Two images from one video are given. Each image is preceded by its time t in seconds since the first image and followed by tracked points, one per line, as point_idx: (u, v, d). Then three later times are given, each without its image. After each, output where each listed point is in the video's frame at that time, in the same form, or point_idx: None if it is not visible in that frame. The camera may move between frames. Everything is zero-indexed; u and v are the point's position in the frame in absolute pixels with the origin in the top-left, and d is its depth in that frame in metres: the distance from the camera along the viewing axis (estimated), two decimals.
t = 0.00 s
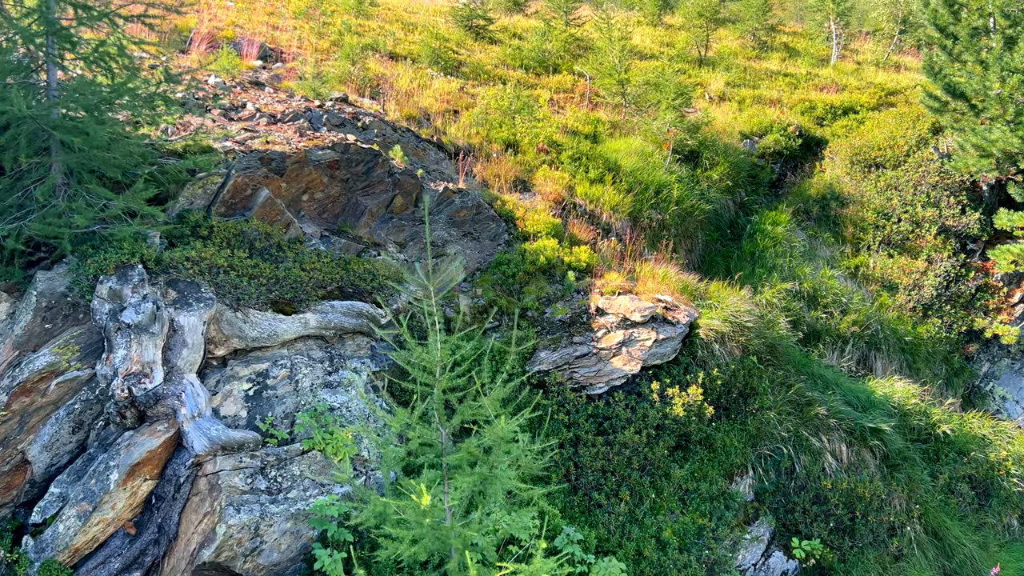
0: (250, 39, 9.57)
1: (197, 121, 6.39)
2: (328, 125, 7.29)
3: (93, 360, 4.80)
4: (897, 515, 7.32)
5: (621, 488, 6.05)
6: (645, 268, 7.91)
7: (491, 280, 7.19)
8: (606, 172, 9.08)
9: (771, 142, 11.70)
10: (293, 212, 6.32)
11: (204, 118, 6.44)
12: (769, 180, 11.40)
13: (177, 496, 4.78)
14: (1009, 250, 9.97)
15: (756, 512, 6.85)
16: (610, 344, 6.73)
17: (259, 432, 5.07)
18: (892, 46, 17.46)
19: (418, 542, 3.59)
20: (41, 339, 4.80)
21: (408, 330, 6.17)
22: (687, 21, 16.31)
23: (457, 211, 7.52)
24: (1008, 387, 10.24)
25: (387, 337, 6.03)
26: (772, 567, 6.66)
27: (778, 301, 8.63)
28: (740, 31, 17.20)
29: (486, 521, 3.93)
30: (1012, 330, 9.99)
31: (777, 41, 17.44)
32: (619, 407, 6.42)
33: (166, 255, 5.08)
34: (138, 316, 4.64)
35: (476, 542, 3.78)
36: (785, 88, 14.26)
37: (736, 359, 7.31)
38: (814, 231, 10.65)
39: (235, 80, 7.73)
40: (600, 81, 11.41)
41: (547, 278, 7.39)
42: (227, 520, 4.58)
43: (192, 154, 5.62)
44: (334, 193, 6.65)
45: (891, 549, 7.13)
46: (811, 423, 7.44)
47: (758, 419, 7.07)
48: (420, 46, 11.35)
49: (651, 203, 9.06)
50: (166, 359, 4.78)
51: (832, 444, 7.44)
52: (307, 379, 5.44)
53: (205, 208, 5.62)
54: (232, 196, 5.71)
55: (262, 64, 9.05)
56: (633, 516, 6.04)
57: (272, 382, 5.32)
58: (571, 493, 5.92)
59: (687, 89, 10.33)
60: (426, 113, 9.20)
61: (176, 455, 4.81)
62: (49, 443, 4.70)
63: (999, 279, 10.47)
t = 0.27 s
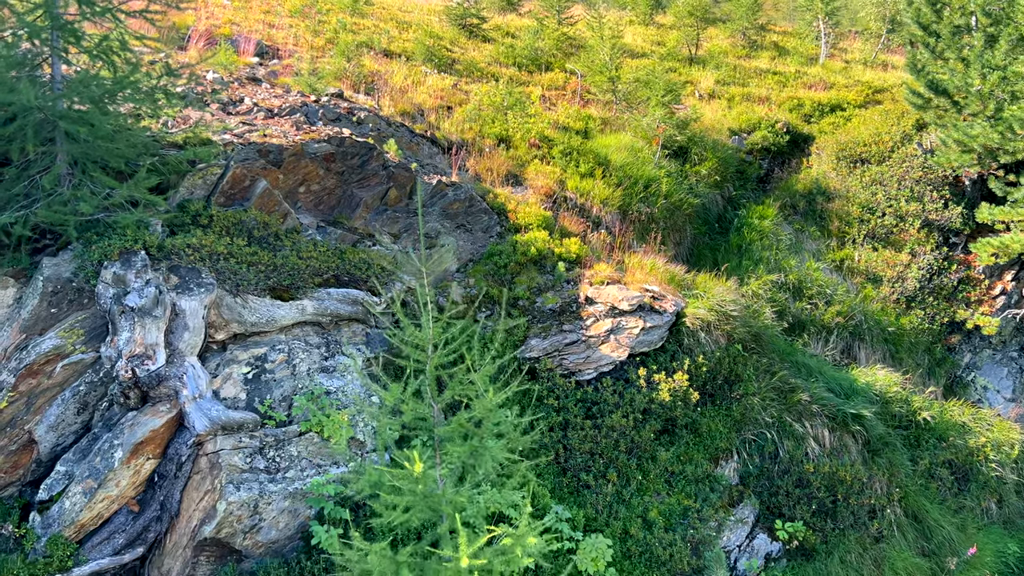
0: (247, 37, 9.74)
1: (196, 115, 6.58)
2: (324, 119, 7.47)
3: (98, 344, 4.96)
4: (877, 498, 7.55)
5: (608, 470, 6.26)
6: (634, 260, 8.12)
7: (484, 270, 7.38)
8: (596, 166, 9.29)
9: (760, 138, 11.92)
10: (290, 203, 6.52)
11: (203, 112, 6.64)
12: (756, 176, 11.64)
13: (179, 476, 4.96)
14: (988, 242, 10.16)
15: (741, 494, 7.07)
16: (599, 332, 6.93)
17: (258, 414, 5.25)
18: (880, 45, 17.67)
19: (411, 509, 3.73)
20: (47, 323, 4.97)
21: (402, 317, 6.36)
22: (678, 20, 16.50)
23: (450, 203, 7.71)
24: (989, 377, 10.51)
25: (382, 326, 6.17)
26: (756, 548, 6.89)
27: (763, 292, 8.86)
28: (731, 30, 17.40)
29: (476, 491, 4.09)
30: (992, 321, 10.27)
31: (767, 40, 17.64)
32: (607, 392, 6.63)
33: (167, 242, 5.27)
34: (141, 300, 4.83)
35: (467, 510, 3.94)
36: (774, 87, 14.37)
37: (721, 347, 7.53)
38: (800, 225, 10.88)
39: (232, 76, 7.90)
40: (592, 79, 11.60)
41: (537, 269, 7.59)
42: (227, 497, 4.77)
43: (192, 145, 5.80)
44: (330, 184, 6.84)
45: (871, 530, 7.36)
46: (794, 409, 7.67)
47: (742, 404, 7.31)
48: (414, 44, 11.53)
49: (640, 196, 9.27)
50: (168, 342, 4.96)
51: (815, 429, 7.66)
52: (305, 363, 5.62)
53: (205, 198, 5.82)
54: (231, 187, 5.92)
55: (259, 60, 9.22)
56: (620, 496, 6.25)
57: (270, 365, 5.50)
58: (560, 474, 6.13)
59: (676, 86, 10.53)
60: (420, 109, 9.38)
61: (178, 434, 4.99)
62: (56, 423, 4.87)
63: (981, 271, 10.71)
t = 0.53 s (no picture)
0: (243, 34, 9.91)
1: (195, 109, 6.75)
2: (319, 114, 7.64)
3: (101, 328, 5.16)
4: (859, 483, 7.77)
5: (596, 453, 6.47)
6: (623, 251, 8.33)
7: (476, 261, 7.57)
8: (586, 161, 9.50)
9: (748, 135, 12.13)
10: (287, 194, 6.69)
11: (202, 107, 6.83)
12: (744, 172, 11.87)
13: (180, 455, 5.15)
14: (970, 236, 10.32)
15: (726, 479, 7.27)
16: (587, 320, 7.15)
17: (256, 396, 5.43)
18: (869, 44, 17.90)
19: (402, 478, 3.95)
20: (52, 308, 5.14)
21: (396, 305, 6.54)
22: (669, 20, 16.70)
23: (443, 196, 7.90)
24: (970, 367, 10.80)
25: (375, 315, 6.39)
26: (741, 530, 7.09)
27: (749, 284, 9.08)
28: (721, 29, 17.61)
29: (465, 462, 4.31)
30: (973, 313, 10.32)
31: (757, 40, 17.86)
32: (595, 379, 6.84)
33: (168, 230, 5.45)
34: (144, 285, 5.01)
35: (456, 479, 4.17)
36: (763, 88, 14.28)
37: (707, 336, 7.76)
38: (787, 220, 11.15)
39: (230, 72, 8.06)
40: (583, 76, 11.80)
41: (528, 260, 7.78)
42: (226, 476, 4.94)
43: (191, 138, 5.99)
44: (326, 177, 7.01)
45: (852, 513, 7.59)
46: (778, 396, 7.90)
47: (727, 391, 7.53)
48: (408, 41, 11.70)
49: (629, 190, 9.48)
50: (169, 326, 5.14)
51: (798, 416, 7.89)
52: (301, 348, 5.80)
53: (204, 188, 6.00)
54: (229, 178, 6.09)
55: (255, 57, 9.39)
56: (607, 478, 6.46)
57: (268, 350, 5.68)
58: (550, 457, 6.34)
59: (665, 83, 10.73)
60: (414, 105, 9.56)
61: (179, 416, 5.17)
62: (60, 405, 5.04)
63: (963, 265, 10.98)
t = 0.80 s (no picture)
0: (239, 31, 10.07)
1: (193, 103, 6.92)
2: (315, 108, 7.80)
3: (103, 314, 5.33)
4: (840, 468, 7.99)
5: (583, 437, 6.67)
6: (611, 244, 8.53)
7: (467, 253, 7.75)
8: (576, 156, 9.70)
9: (736, 132, 12.36)
10: (283, 186, 6.88)
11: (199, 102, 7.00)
12: (731, 169, 12.12)
13: (180, 436, 5.34)
14: (951, 229, 10.53)
15: (711, 464, 7.48)
16: (576, 310, 7.36)
17: (253, 380, 5.62)
18: (857, 44, 18.14)
19: (394, 452, 4.17)
20: (55, 294, 5.31)
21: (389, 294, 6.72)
22: (660, 19, 16.92)
23: (436, 189, 8.08)
24: (952, 358, 11.07)
25: (369, 303, 6.57)
26: (725, 514, 7.28)
27: (735, 276, 9.31)
28: (712, 29, 17.83)
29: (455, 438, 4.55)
30: (954, 304, 10.42)
31: (746, 39, 18.09)
32: (583, 366, 7.05)
33: (168, 219, 5.65)
34: (145, 271, 5.20)
35: (446, 453, 4.40)
36: (752, 83, 14.70)
37: (693, 325, 7.98)
38: (774, 215, 11.40)
39: (226, 67, 8.21)
40: (574, 74, 11.99)
41: (519, 252, 7.98)
42: (224, 456, 5.13)
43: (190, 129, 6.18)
44: (320, 170, 7.19)
45: (834, 497, 7.81)
46: (762, 384, 8.11)
47: (712, 379, 7.76)
48: (402, 39, 11.88)
49: (618, 185, 9.69)
50: (169, 311, 5.31)
51: (781, 403, 8.12)
52: (297, 335, 5.98)
53: (202, 180, 6.22)
54: (227, 170, 6.32)
55: (251, 54, 9.56)
56: (595, 461, 6.67)
57: (265, 336, 5.86)
58: (539, 441, 6.55)
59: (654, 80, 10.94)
60: (407, 101, 9.74)
61: (178, 398, 5.35)
62: (64, 387, 5.21)
63: (945, 259, 11.24)
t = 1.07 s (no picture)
0: (235, 28, 10.23)
1: (190, 98, 7.10)
2: (310, 103, 7.97)
3: (105, 300, 5.52)
4: (822, 454, 8.21)
5: (571, 422, 6.88)
6: (600, 237, 8.74)
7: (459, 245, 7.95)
8: (566, 151, 9.90)
9: (724, 128, 12.59)
10: (278, 178, 7.06)
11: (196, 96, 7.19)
12: (719, 165, 12.35)
13: (179, 418, 5.51)
14: (933, 224, 10.79)
15: (696, 449, 7.68)
16: (565, 299, 7.56)
17: (250, 365, 5.80)
18: (844, 43, 18.41)
19: (387, 428, 4.35)
20: (58, 280, 5.49)
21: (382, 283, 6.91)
22: (651, 18, 17.14)
23: (429, 182, 8.26)
24: (935, 350, 11.33)
25: (364, 292, 6.73)
26: (710, 499, 7.46)
27: (721, 269, 9.53)
28: (702, 28, 18.06)
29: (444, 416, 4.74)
30: (935, 299, 10.80)
31: (736, 38, 18.33)
32: (571, 354, 7.26)
33: (167, 208, 5.81)
34: (145, 258, 5.36)
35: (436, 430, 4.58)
36: (741, 81, 14.94)
37: (679, 315, 8.20)
38: (761, 210, 11.64)
39: (223, 63, 8.38)
40: (565, 71, 12.18)
41: (510, 244, 8.17)
42: (222, 437, 5.31)
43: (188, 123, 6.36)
44: (315, 163, 7.37)
45: (815, 482, 8.03)
46: (745, 372, 8.37)
47: (697, 366, 7.99)
48: (395, 37, 12.05)
49: (607, 179, 9.90)
50: (169, 298, 5.49)
51: (764, 391, 8.35)
52: (293, 322, 6.17)
53: (201, 171, 6.41)
54: (224, 162, 6.52)
55: (246, 50, 9.72)
56: (582, 445, 6.87)
57: (261, 323, 6.04)
58: (528, 426, 6.76)
59: (644, 78, 11.15)
60: (400, 97, 9.92)
61: (178, 381, 5.52)
62: (66, 370, 5.38)
63: (928, 253, 11.50)
